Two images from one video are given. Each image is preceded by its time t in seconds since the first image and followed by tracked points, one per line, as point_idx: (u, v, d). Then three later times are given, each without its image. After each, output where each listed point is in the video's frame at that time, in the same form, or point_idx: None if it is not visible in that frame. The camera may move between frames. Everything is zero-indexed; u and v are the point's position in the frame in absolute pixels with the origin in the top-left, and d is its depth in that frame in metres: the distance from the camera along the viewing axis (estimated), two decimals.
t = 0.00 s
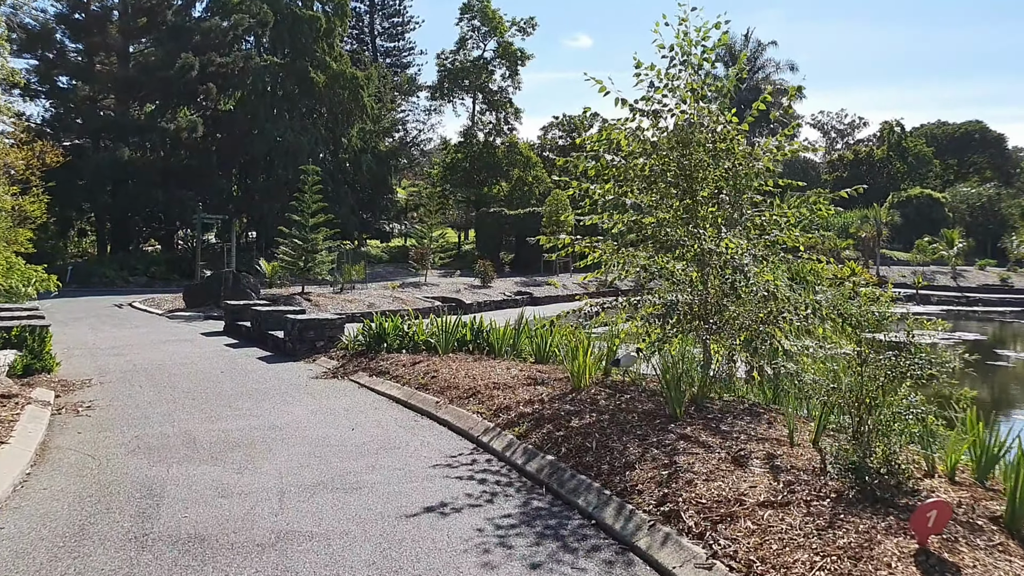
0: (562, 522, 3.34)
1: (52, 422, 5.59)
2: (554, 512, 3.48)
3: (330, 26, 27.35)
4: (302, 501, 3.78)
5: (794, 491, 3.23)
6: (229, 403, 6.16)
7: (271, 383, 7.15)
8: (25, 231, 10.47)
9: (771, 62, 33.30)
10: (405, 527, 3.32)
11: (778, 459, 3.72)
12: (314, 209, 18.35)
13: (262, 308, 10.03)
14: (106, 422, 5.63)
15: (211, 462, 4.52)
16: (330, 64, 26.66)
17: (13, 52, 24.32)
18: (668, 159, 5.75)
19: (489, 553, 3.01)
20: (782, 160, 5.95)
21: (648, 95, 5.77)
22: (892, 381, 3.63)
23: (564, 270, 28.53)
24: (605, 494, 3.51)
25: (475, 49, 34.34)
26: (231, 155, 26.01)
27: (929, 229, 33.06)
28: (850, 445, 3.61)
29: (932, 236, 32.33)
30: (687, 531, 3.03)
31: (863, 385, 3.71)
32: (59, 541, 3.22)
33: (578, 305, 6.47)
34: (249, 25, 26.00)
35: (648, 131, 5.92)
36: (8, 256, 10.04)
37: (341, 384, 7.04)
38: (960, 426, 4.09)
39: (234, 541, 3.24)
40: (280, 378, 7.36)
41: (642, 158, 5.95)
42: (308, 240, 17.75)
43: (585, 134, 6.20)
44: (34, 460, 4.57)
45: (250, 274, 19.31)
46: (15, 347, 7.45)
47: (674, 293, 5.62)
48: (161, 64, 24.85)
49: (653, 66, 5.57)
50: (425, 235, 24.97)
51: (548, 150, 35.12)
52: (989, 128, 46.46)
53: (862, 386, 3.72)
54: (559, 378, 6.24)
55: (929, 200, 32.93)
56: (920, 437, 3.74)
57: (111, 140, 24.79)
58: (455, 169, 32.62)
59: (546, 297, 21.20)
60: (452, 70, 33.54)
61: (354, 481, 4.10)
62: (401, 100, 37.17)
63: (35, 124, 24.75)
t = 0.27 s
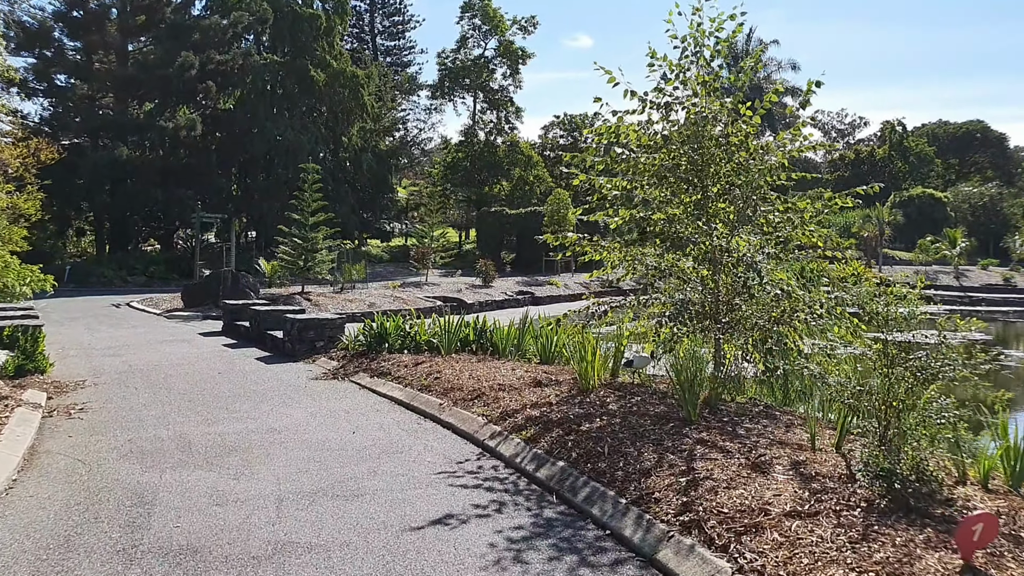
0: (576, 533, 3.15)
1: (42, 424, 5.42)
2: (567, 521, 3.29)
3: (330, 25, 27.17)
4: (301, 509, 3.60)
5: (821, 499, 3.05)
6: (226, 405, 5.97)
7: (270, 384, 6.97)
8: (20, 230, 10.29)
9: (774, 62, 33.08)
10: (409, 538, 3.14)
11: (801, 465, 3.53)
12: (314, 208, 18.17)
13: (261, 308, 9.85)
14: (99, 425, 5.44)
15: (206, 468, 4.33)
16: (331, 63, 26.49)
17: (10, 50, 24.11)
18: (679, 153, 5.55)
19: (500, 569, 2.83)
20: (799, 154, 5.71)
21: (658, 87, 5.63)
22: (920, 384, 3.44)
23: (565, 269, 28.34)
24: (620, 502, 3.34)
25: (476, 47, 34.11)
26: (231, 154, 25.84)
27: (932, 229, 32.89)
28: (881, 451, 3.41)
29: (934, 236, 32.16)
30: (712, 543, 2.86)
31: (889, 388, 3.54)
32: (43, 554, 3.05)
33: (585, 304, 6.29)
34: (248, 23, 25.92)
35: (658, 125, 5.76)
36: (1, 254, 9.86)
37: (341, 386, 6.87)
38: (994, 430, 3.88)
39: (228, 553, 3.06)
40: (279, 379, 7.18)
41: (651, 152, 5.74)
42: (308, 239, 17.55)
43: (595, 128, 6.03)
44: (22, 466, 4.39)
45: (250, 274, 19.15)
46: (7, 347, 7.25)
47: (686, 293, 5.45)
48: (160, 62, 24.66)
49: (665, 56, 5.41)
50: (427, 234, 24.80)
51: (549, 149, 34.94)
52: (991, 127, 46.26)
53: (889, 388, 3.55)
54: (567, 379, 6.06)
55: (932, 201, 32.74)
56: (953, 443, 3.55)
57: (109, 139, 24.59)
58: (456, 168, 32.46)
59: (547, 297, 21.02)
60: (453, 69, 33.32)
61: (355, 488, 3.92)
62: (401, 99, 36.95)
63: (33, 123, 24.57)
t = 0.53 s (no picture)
0: (594, 552, 2.97)
1: (34, 431, 5.24)
2: (583, 540, 3.11)
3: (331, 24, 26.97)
4: (301, 525, 3.42)
5: (855, 516, 2.88)
6: (225, 411, 5.79)
7: (270, 388, 6.79)
8: (16, 230, 10.11)
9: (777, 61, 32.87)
10: (416, 558, 2.96)
11: (830, 478, 3.34)
12: (315, 208, 17.99)
13: (261, 310, 9.67)
14: (92, 432, 5.26)
15: (203, 479, 4.15)
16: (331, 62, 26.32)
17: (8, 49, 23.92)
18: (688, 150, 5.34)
19: None
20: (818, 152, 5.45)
21: (670, 83, 5.45)
22: (955, 393, 3.25)
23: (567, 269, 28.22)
24: (639, 519, 3.16)
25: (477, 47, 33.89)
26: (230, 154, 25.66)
27: (934, 229, 32.81)
28: (916, 464, 3.21)
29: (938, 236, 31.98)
30: (740, 565, 2.67)
31: (921, 397, 3.36)
32: None
33: (593, 307, 6.11)
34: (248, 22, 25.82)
35: (668, 122, 5.56)
36: None
37: (343, 391, 6.69)
38: None
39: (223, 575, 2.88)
40: (279, 383, 6.99)
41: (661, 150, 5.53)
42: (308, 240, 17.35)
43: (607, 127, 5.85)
44: (10, 477, 4.20)
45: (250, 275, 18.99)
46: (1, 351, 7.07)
47: (699, 296, 5.28)
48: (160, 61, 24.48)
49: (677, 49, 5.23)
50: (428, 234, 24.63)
51: (551, 149, 34.86)
52: (992, 127, 46.15)
53: (921, 397, 3.37)
54: (576, 385, 5.86)
55: (935, 201, 32.56)
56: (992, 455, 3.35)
57: (108, 138, 24.41)
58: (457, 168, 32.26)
59: (550, 297, 20.87)
60: (454, 69, 33.11)
61: (359, 501, 3.74)
62: (402, 99, 36.78)
63: (31, 122, 24.40)
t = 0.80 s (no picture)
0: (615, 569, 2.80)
1: (27, 435, 5.06)
2: (602, 554, 2.94)
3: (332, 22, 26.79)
4: (304, 536, 3.25)
5: (894, 531, 2.70)
6: (225, 414, 5.62)
7: (271, 390, 6.62)
8: (12, 229, 9.94)
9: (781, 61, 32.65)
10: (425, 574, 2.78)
11: (863, 488, 3.17)
12: (316, 207, 17.82)
13: (261, 309, 9.51)
14: (88, 436, 5.08)
15: (201, 485, 3.98)
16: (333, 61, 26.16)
17: (8, 46, 23.77)
18: (701, 144, 5.17)
19: None
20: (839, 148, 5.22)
21: (684, 78, 5.28)
22: (997, 399, 3.06)
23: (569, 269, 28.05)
24: (662, 534, 2.99)
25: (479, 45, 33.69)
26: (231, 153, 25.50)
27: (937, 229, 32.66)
28: (955, 475, 3.04)
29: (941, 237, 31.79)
30: None
31: (958, 402, 3.20)
32: None
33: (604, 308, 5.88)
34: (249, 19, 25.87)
35: (684, 118, 5.38)
36: None
37: (346, 393, 6.52)
38: None
39: None
40: (280, 385, 6.81)
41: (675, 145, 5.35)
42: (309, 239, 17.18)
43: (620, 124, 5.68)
44: None
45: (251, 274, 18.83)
46: None
47: (715, 297, 5.10)
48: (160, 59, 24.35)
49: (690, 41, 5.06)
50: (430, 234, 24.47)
51: (553, 148, 34.66)
52: (995, 127, 45.95)
53: (958, 405, 3.19)
54: (587, 387, 5.68)
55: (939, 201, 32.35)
56: None
57: (108, 137, 24.26)
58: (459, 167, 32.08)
59: (553, 297, 20.72)
60: (456, 67, 32.91)
61: (363, 510, 3.57)
62: (403, 98, 36.60)
63: (31, 120, 24.24)
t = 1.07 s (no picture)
0: None
1: (22, 441, 4.89)
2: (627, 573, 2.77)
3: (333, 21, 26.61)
4: (310, 551, 3.08)
5: (941, 551, 2.55)
6: (226, 420, 5.45)
7: (274, 393, 6.45)
8: (9, 229, 9.77)
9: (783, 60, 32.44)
10: None
11: (900, 501, 3.01)
12: (317, 207, 17.65)
13: (263, 311, 9.34)
14: (85, 442, 4.91)
15: (202, 496, 3.82)
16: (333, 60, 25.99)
17: (7, 46, 23.63)
18: (715, 143, 5.06)
19: None
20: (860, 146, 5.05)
21: (698, 72, 5.12)
22: None
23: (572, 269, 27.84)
24: (689, 550, 2.82)
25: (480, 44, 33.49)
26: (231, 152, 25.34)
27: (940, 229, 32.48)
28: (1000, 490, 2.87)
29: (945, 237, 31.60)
30: None
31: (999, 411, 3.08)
32: None
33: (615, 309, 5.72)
34: (249, 18, 25.97)
35: (698, 113, 5.23)
36: None
37: (350, 397, 6.35)
38: None
39: None
40: (282, 389, 6.64)
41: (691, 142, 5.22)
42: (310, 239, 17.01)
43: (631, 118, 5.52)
44: None
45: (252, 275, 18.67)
46: None
47: (732, 298, 4.94)
48: (160, 59, 24.22)
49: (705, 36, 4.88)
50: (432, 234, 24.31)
51: (554, 148, 34.45)
52: (997, 127, 45.76)
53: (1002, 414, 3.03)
54: (599, 391, 5.52)
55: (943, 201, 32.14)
56: None
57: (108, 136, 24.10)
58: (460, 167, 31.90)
59: (555, 297, 20.54)
60: (457, 67, 32.72)
61: (372, 523, 3.41)
62: (404, 97, 36.43)
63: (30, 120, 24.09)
